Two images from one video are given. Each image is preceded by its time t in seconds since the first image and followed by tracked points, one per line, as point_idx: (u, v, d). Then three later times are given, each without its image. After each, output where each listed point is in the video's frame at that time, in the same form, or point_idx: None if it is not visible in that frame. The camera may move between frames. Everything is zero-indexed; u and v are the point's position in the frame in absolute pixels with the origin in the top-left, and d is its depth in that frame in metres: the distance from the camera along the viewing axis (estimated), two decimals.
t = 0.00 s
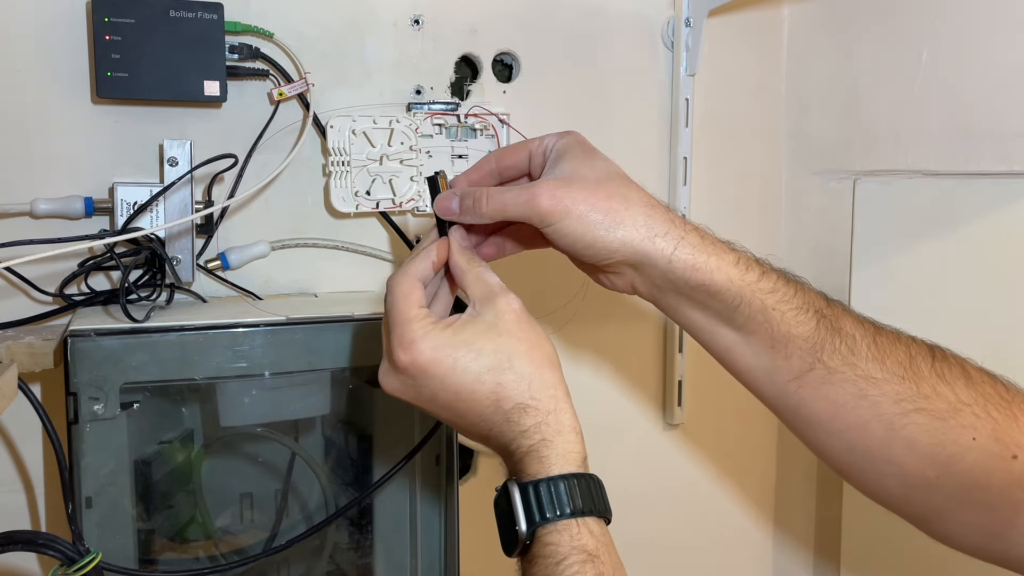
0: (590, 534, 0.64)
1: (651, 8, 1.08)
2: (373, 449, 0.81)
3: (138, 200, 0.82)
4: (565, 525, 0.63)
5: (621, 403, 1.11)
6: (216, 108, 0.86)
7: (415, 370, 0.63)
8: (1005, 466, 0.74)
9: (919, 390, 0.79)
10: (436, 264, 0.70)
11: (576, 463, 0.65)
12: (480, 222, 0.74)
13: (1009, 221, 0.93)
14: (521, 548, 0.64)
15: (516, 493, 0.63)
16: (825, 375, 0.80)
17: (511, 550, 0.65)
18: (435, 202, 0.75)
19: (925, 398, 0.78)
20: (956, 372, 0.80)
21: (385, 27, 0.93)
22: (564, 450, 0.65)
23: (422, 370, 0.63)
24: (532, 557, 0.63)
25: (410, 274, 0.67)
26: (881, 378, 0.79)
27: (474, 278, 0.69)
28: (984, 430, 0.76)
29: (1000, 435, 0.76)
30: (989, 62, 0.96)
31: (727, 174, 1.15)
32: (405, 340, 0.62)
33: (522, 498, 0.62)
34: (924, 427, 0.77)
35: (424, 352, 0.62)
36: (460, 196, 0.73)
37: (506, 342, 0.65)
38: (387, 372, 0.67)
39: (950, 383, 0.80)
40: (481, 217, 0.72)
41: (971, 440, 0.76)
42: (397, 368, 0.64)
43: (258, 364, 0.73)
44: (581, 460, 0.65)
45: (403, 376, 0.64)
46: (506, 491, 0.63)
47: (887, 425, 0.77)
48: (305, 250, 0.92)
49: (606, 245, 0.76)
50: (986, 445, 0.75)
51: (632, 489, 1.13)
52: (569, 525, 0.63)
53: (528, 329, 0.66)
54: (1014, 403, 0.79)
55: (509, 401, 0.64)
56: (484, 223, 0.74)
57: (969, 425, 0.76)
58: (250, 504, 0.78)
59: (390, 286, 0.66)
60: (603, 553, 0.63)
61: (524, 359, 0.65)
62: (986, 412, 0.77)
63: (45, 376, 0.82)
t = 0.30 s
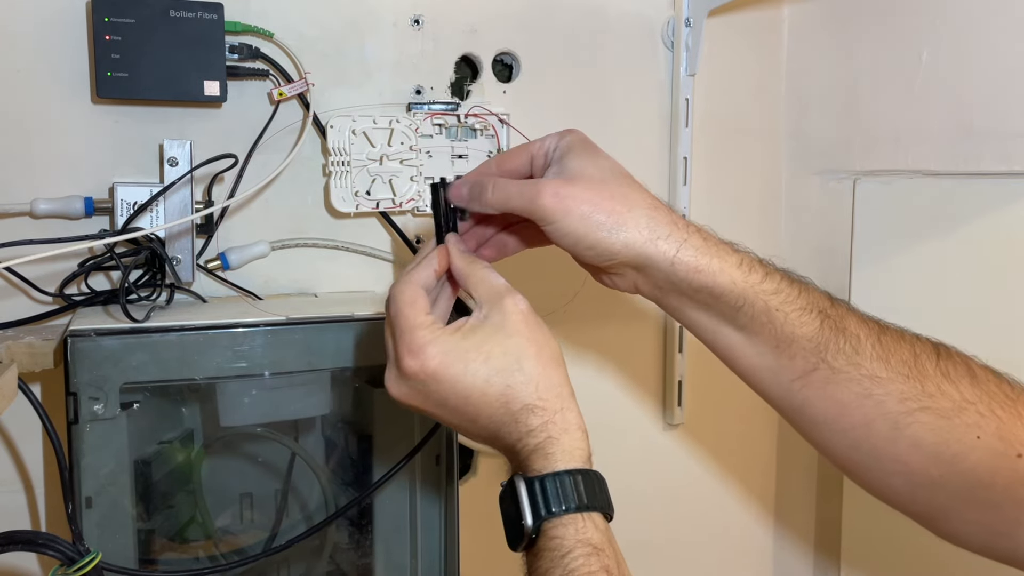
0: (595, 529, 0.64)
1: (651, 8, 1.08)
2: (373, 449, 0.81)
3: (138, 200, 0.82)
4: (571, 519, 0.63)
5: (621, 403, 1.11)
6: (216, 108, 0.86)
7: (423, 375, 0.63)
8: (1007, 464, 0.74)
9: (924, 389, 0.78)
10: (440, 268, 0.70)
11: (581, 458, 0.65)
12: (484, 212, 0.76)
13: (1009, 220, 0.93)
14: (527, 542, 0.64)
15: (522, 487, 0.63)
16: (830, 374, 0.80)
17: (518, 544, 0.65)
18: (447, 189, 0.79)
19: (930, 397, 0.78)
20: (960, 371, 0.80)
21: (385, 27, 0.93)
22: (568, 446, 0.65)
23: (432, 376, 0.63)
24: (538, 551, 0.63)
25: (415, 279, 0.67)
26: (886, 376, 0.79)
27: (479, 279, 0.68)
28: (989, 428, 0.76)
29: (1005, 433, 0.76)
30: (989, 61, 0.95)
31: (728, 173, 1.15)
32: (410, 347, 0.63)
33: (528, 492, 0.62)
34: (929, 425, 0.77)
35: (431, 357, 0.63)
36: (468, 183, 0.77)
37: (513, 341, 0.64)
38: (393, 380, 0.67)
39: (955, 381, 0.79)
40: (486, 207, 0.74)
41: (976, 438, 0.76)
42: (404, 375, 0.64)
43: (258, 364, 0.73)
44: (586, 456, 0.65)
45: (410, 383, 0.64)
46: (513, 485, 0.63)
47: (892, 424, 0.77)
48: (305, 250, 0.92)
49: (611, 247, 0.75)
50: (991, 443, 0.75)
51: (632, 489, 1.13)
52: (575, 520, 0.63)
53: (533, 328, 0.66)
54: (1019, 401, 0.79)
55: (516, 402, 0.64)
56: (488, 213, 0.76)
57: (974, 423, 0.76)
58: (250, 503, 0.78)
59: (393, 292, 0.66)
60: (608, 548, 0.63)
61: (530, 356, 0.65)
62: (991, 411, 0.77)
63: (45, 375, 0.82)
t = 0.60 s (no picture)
0: (575, 544, 0.61)
1: (651, 8, 1.08)
2: (373, 449, 0.81)
3: (138, 200, 0.82)
4: (549, 534, 0.60)
5: (621, 403, 1.12)
6: (216, 108, 0.86)
7: (387, 369, 0.66)
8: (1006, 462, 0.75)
9: (932, 371, 0.79)
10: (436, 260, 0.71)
11: (556, 469, 0.62)
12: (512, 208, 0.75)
13: (1009, 221, 0.92)
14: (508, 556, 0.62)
15: (497, 502, 0.61)
16: (842, 353, 0.80)
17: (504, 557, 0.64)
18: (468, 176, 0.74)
19: (937, 379, 0.78)
20: (967, 358, 0.81)
21: (385, 27, 0.93)
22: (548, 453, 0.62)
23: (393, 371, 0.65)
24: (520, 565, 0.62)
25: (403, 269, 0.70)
26: (894, 357, 0.80)
27: (465, 275, 0.67)
28: (997, 413, 0.76)
29: (1012, 421, 0.76)
30: (990, 60, 0.95)
31: (728, 173, 1.15)
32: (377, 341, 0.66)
33: (502, 506, 0.61)
34: (937, 407, 0.77)
35: (391, 349, 0.65)
36: (499, 179, 0.74)
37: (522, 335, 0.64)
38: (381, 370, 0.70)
39: (961, 366, 0.80)
40: (522, 200, 0.74)
41: (983, 423, 0.76)
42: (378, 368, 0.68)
43: (258, 364, 0.73)
44: (562, 464, 0.62)
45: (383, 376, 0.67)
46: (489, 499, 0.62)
47: (901, 406, 0.77)
48: (305, 250, 0.92)
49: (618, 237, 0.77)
50: (999, 429, 0.75)
51: (631, 488, 1.14)
52: (552, 535, 0.60)
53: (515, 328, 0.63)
54: None
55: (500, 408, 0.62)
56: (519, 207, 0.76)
57: (980, 407, 0.76)
58: (250, 503, 0.78)
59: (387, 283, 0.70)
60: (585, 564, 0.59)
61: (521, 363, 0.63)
62: (998, 396, 0.77)
63: (46, 376, 0.82)
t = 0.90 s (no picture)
0: (571, 550, 0.60)
1: (652, 8, 1.08)
2: (374, 449, 0.81)
3: (138, 200, 0.82)
4: (544, 539, 0.60)
5: (621, 403, 1.12)
6: (216, 108, 0.86)
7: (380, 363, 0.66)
8: (1006, 462, 0.75)
9: (939, 370, 0.79)
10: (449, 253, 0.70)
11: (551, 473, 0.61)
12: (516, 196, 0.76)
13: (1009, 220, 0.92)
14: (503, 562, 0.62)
15: (490, 506, 0.61)
16: (847, 354, 0.80)
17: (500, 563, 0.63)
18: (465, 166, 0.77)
19: (944, 378, 0.78)
20: (975, 356, 0.80)
21: (385, 27, 0.93)
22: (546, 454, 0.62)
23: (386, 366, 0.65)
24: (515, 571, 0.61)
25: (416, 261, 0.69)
26: (901, 357, 0.79)
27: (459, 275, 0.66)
28: (1002, 412, 0.76)
29: (1016, 419, 0.76)
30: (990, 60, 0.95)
31: (728, 174, 1.15)
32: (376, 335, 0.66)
33: (495, 510, 0.61)
34: (943, 406, 0.77)
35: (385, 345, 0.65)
36: (504, 168, 0.74)
37: (522, 337, 0.64)
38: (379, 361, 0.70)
39: (969, 366, 0.80)
40: (522, 193, 0.75)
41: (988, 421, 0.76)
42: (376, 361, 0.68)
43: (258, 364, 0.73)
44: (557, 467, 0.62)
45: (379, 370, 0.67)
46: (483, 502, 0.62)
47: (906, 404, 0.77)
48: (305, 250, 0.92)
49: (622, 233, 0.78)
50: (1003, 428, 0.75)
51: (631, 488, 1.14)
52: (546, 541, 0.60)
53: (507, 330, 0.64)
54: None
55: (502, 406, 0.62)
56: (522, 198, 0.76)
57: (986, 406, 0.76)
58: (250, 504, 0.78)
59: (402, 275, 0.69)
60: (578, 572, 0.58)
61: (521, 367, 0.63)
62: (1003, 396, 0.77)
63: (45, 376, 0.82)
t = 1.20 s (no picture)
0: (585, 533, 0.59)
1: (651, 8, 1.08)
2: (373, 449, 0.81)
3: (138, 201, 0.82)
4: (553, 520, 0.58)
5: (621, 403, 1.12)
6: (216, 108, 0.86)
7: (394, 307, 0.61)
8: (1006, 464, 0.75)
9: (957, 379, 0.79)
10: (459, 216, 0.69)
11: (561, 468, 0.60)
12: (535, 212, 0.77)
13: (1009, 221, 0.92)
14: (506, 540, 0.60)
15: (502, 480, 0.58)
16: (868, 361, 0.80)
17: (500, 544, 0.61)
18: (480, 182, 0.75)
19: (962, 388, 0.78)
20: (993, 366, 0.80)
21: (385, 27, 0.93)
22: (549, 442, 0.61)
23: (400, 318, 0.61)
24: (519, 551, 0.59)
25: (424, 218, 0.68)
26: (920, 366, 0.79)
27: (481, 247, 0.66)
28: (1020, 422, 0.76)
29: None
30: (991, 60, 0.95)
31: (728, 175, 1.15)
32: (388, 285, 0.62)
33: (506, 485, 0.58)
34: (961, 415, 0.77)
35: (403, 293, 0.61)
36: (518, 187, 0.76)
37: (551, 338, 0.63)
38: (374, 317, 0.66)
39: (986, 374, 0.80)
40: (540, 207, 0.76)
41: (1005, 432, 0.76)
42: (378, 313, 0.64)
43: (258, 364, 0.73)
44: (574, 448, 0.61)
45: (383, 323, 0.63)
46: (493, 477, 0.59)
47: (925, 412, 0.77)
48: (305, 250, 0.92)
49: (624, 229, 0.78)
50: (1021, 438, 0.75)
51: (630, 487, 1.14)
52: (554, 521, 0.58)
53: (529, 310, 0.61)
54: None
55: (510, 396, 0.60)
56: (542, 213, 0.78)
57: (1002, 416, 0.76)
58: (249, 504, 0.78)
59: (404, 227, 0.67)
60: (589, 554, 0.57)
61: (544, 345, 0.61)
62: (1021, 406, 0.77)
63: (45, 376, 0.82)
